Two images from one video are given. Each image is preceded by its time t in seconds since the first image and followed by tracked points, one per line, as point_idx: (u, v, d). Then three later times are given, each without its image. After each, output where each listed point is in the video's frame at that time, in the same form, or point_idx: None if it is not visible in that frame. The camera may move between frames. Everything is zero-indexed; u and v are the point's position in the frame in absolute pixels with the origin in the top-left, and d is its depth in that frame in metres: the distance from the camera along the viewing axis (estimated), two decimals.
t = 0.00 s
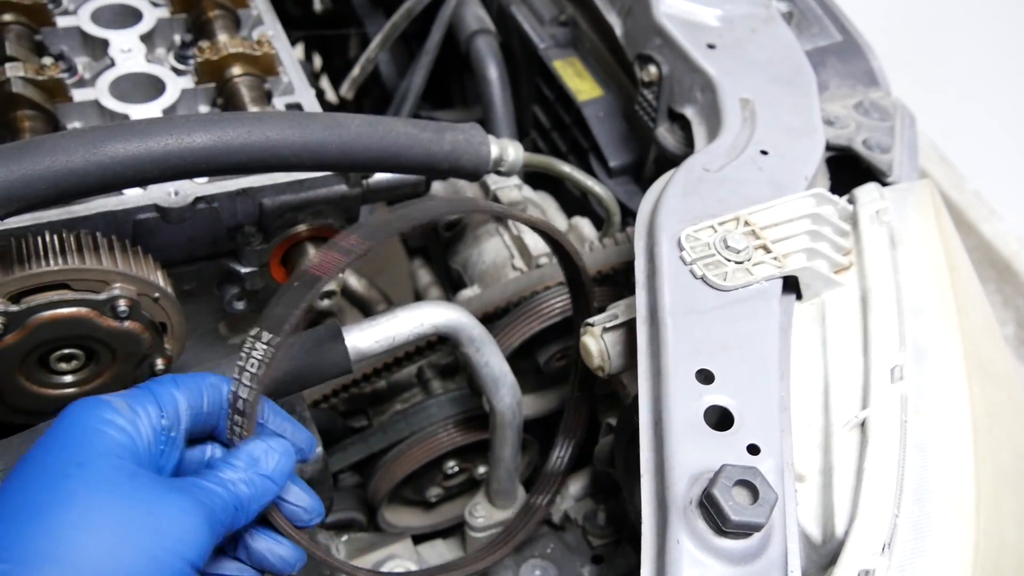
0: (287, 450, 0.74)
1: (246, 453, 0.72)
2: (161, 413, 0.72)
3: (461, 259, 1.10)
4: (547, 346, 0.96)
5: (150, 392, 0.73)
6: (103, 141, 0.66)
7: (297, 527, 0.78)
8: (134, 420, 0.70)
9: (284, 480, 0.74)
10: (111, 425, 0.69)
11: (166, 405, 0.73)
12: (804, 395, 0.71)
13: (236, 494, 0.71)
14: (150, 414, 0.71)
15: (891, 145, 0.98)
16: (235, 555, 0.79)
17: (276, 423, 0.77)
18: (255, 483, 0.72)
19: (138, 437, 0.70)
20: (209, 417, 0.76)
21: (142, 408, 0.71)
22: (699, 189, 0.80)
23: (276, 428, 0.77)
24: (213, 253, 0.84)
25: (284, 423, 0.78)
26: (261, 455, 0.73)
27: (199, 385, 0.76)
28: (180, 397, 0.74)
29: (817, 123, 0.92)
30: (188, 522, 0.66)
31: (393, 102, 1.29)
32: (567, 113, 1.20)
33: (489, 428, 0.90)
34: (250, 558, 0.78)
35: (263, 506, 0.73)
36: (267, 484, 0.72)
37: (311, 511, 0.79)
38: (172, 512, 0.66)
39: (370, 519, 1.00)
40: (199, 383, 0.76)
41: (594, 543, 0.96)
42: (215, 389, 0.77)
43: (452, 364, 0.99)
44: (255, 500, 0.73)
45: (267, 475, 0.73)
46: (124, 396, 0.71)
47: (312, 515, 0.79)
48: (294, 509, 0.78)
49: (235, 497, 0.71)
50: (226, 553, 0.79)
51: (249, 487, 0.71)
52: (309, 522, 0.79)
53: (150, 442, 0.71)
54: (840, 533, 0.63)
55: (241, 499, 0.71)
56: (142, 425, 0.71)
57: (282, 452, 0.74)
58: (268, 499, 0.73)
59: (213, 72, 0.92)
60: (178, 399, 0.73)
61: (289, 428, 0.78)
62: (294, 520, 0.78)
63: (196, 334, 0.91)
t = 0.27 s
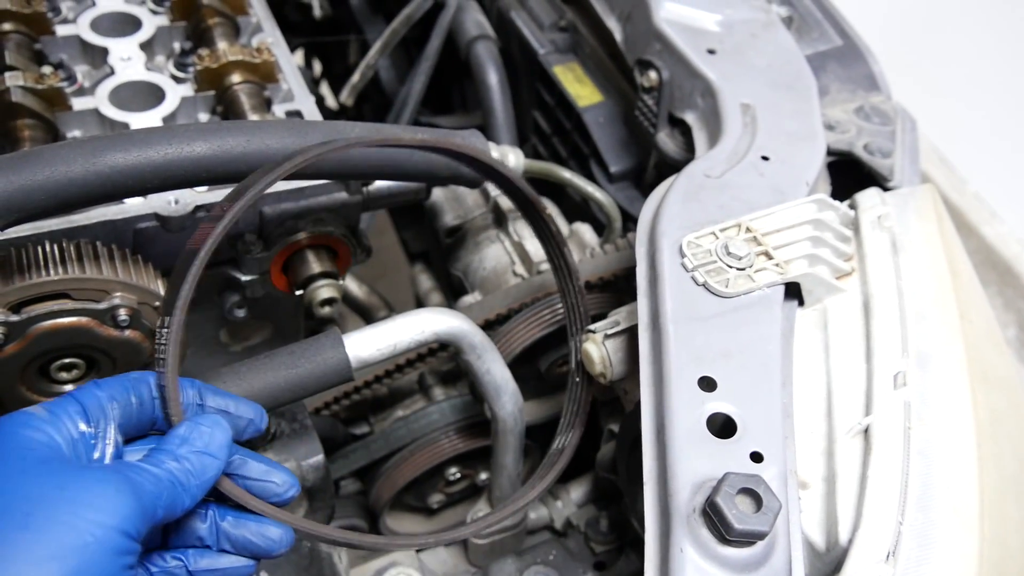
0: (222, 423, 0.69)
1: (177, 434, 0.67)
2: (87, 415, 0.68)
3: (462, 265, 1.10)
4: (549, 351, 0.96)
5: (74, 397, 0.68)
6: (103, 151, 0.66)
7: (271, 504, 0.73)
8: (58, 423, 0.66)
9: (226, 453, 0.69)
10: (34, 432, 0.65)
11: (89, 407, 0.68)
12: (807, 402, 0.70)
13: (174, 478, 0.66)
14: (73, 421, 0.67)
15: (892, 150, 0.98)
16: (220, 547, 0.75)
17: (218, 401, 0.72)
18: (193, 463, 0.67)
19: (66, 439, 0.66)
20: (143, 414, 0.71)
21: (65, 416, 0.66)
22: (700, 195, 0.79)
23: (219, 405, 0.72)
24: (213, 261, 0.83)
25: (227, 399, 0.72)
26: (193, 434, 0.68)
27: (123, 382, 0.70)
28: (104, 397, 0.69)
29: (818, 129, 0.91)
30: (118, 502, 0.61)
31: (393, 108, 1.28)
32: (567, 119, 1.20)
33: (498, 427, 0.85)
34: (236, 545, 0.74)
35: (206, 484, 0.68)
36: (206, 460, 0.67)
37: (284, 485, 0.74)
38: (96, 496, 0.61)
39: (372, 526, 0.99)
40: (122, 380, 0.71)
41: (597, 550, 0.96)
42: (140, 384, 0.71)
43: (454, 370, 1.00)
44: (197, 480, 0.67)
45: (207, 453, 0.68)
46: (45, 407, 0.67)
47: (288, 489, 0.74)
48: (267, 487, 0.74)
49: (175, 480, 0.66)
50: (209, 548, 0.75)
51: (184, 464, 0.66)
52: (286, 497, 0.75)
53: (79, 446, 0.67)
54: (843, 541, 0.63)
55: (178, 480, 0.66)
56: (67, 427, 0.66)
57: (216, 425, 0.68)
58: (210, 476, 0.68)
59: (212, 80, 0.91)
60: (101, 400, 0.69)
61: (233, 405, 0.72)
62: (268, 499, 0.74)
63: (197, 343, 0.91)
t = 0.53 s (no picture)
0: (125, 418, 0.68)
1: (77, 435, 0.67)
2: None
3: (465, 265, 1.10)
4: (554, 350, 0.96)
5: None
6: (110, 148, 0.66)
7: (188, 488, 0.75)
8: None
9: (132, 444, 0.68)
10: None
11: None
12: (812, 402, 0.70)
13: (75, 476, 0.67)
14: None
15: (897, 151, 0.98)
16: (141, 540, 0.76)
17: (128, 394, 0.71)
18: (95, 458, 0.67)
19: None
20: (49, 421, 0.72)
21: None
22: (705, 195, 0.79)
23: (128, 397, 0.71)
24: (218, 259, 0.83)
25: (138, 391, 0.71)
26: (94, 432, 0.67)
27: (29, 391, 0.70)
28: (10, 411, 0.69)
29: (823, 130, 0.91)
30: (31, 502, 0.64)
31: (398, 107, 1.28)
32: (572, 118, 1.20)
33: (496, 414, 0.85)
34: (157, 537, 0.75)
35: (115, 477, 0.69)
36: (110, 454, 0.67)
37: (200, 467, 0.76)
38: None
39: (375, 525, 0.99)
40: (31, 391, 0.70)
41: (599, 550, 0.96)
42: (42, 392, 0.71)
43: (457, 369, 1.00)
44: (107, 474, 0.68)
45: (110, 447, 0.67)
46: None
47: (205, 471, 0.76)
48: (184, 471, 0.75)
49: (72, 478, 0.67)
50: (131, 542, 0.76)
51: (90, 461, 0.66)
52: (205, 478, 0.76)
53: None
54: (848, 541, 0.63)
55: (88, 477, 0.67)
56: None
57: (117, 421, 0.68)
58: (122, 469, 0.68)
59: (218, 77, 0.91)
60: (6, 414, 0.69)
61: (144, 394, 0.71)
62: (186, 483, 0.75)
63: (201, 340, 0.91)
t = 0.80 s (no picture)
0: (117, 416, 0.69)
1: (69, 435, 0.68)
2: None
3: (467, 266, 1.10)
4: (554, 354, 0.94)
5: None
6: (114, 151, 0.67)
7: (181, 490, 0.76)
8: None
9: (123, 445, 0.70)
10: None
11: None
12: (814, 403, 0.70)
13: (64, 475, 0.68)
14: None
15: (899, 152, 0.98)
16: (132, 540, 0.76)
17: (120, 392, 0.72)
18: (85, 457, 0.68)
19: None
20: (39, 422, 0.73)
21: None
22: (707, 197, 0.79)
23: (121, 396, 0.73)
24: (220, 261, 0.83)
25: (128, 391, 0.73)
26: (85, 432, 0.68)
27: (19, 392, 0.71)
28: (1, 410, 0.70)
29: (825, 131, 0.91)
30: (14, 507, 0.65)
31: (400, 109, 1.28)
32: (573, 120, 1.20)
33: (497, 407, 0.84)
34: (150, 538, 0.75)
35: (103, 478, 0.70)
36: (100, 455, 0.68)
37: (192, 470, 0.76)
38: None
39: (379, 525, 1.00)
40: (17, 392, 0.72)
41: (602, 551, 0.96)
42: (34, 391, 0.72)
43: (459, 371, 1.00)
44: (96, 473, 0.69)
45: (98, 446, 0.69)
46: None
47: (197, 474, 0.77)
48: (176, 473, 0.76)
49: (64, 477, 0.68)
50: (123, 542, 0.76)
51: (79, 463, 0.68)
52: (196, 481, 0.77)
53: None
54: (850, 542, 0.63)
55: (76, 478, 0.69)
56: None
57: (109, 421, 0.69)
58: (108, 471, 0.69)
59: (219, 79, 0.91)
60: None
61: (136, 394, 0.72)
62: (178, 485, 0.76)
63: (203, 342, 0.91)
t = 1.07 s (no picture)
0: (157, 426, 0.68)
1: (110, 437, 0.66)
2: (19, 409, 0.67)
3: (467, 268, 1.10)
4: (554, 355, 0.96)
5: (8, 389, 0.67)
6: (114, 155, 0.67)
7: (196, 500, 0.73)
8: None
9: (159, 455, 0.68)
10: None
11: (31, 402, 0.67)
12: (812, 405, 0.70)
13: (106, 482, 0.67)
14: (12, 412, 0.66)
15: (897, 153, 0.99)
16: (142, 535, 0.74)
17: (159, 391, 0.71)
18: (128, 465, 0.67)
19: None
20: (84, 403, 0.70)
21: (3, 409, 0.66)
22: (706, 199, 0.80)
23: (158, 395, 0.71)
24: (221, 263, 0.84)
25: (165, 389, 0.71)
26: (127, 437, 0.67)
27: (66, 373, 0.69)
28: (46, 390, 0.67)
29: (823, 132, 0.92)
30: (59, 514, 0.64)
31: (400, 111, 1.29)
32: (573, 122, 1.20)
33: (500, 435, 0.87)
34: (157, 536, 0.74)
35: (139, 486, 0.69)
36: (138, 465, 0.67)
37: (210, 481, 0.73)
38: (36, 504, 0.64)
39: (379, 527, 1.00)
40: (67, 371, 0.69)
41: (602, 552, 0.96)
42: (86, 372, 0.70)
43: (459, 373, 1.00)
44: (133, 480, 0.68)
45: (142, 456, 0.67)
46: None
47: (211, 485, 0.74)
48: (192, 483, 0.73)
49: (108, 485, 0.67)
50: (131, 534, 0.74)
51: (116, 470, 0.66)
52: (210, 493, 0.74)
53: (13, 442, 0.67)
54: (848, 543, 0.63)
55: (113, 484, 0.67)
56: None
57: (150, 430, 0.67)
58: (142, 480, 0.68)
59: (220, 82, 0.92)
60: (42, 393, 0.67)
61: (173, 394, 0.71)
62: (195, 493, 0.73)
63: (205, 344, 0.91)
